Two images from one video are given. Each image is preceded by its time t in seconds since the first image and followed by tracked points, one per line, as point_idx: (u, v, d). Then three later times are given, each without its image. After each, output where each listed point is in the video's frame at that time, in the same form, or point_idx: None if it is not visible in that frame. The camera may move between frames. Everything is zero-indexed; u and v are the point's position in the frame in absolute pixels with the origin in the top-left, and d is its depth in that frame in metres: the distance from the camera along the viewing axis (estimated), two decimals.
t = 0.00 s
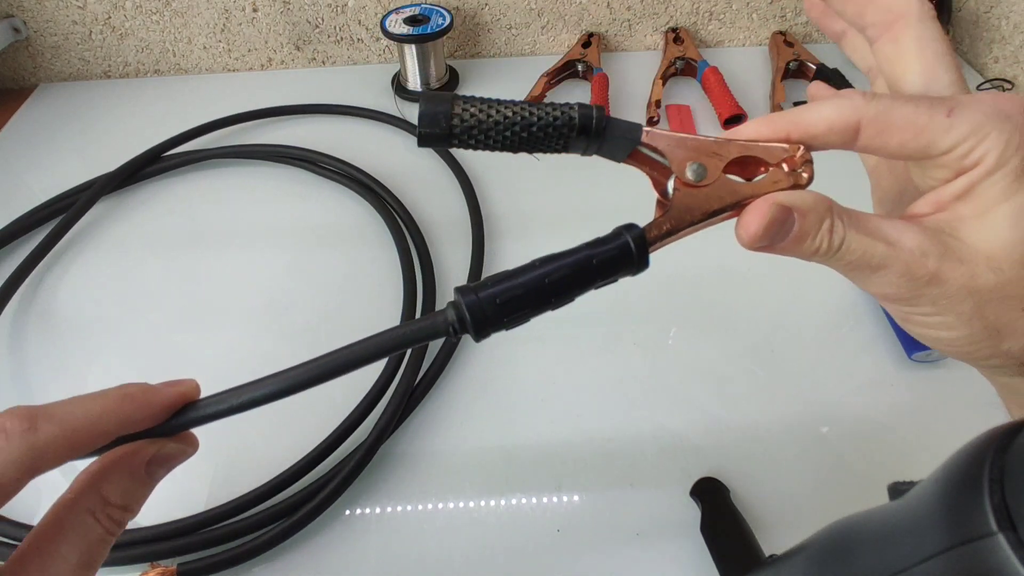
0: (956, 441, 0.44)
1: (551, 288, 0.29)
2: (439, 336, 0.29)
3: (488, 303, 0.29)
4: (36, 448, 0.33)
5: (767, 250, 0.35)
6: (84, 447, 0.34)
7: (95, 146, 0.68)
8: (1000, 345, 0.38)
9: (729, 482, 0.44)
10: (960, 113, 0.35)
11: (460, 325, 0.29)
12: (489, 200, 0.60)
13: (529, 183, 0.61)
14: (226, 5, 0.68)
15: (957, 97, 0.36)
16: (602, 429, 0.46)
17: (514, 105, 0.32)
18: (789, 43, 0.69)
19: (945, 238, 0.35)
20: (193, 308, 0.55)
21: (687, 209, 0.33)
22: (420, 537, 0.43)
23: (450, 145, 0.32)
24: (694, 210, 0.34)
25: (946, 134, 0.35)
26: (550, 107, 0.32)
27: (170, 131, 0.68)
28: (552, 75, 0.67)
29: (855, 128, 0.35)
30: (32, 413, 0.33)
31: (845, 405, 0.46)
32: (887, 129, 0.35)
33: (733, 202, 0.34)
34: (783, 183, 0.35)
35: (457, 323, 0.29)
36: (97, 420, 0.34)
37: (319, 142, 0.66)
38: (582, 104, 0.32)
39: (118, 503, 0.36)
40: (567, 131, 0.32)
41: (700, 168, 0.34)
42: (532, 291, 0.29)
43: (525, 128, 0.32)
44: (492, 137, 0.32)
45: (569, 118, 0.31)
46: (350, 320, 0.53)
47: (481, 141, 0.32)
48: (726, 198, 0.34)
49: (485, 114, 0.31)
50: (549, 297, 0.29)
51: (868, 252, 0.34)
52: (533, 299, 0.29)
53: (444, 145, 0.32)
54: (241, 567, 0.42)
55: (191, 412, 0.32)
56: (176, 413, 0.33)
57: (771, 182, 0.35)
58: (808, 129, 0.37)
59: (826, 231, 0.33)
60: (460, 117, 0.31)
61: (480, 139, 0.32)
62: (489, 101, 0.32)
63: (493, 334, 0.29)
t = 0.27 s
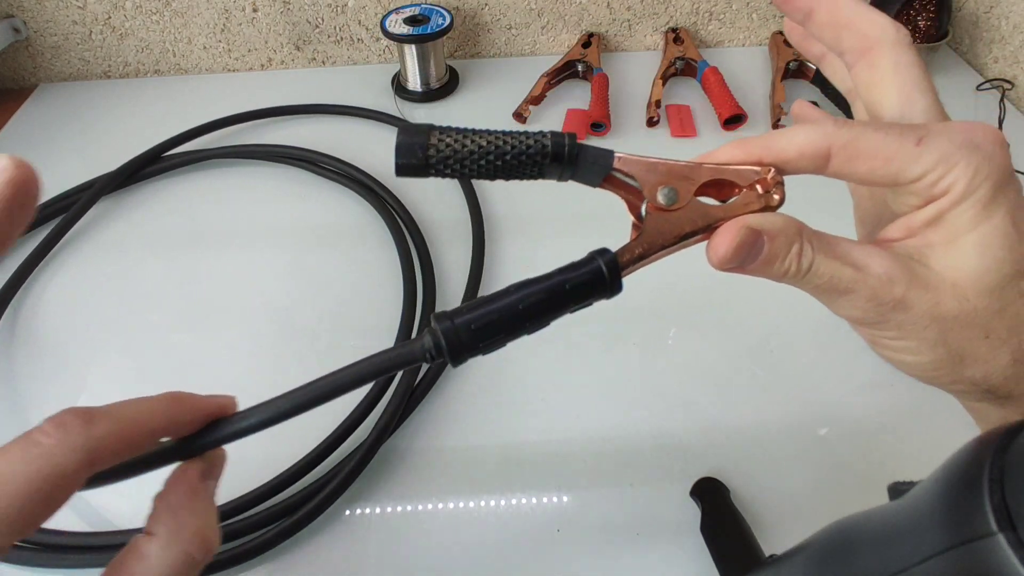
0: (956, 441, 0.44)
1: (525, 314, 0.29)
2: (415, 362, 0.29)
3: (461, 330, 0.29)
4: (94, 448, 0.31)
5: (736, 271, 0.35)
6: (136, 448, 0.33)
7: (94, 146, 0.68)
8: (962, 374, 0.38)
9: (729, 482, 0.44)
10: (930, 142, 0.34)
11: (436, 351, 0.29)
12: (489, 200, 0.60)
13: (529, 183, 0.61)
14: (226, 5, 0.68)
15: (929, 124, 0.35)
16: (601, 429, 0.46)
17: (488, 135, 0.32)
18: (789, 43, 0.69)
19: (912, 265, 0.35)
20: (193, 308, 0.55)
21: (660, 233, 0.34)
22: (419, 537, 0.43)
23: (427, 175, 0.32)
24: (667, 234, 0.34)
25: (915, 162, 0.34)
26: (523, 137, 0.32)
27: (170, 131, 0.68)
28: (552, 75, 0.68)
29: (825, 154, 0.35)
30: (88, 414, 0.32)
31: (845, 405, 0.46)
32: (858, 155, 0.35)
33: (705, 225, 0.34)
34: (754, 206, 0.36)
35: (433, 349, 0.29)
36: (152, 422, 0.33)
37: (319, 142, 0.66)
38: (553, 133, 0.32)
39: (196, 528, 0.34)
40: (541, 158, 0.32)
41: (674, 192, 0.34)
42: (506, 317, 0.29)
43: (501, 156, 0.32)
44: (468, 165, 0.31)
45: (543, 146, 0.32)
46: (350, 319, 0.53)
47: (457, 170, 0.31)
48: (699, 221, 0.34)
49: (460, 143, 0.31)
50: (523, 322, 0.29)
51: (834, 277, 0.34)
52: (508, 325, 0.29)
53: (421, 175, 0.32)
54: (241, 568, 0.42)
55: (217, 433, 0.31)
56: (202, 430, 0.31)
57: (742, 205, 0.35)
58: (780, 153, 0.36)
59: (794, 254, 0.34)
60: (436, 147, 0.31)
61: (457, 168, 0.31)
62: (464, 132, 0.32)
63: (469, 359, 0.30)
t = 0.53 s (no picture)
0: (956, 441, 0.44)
1: (481, 359, 0.31)
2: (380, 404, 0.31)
3: (421, 373, 0.30)
4: (179, 449, 0.31)
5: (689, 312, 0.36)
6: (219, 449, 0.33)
7: (94, 146, 0.68)
8: (915, 413, 0.38)
9: (729, 482, 0.44)
10: (873, 187, 0.34)
11: (398, 394, 0.31)
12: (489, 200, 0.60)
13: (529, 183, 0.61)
14: (226, 5, 0.68)
15: (873, 168, 0.35)
16: (600, 429, 0.46)
17: (448, 183, 0.32)
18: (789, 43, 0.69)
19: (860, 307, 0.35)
20: (193, 308, 0.55)
21: (611, 278, 0.34)
22: (419, 538, 0.43)
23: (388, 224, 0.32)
24: (618, 279, 0.34)
25: (857, 207, 0.34)
26: (481, 184, 0.32)
27: (170, 132, 0.68)
28: (552, 76, 0.68)
29: (772, 197, 0.36)
30: (173, 414, 0.31)
31: (845, 405, 0.46)
32: (802, 199, 0.35)
33: (658, 270, 0.35)
34: (705, 250, 0.36)
35: (395, 393, 0.31)
36: (232, 423, 0.33)
37: (319, 142, 0.66)
38: (510, 180, 0.33)
39: (242, 530, 0.35)
40: (498, 207, 0.32)
41: (626, 238, 0.35)
42: (463, 362, 0.31)
43: (459, 205, 0.32)
44: (429, 215, 0.32)
45: (500, 195, 0.32)
46: (350, 320, 0.53)
47: (418, 219, 0.32)
48: (650, 267, 0.35)
49: (420, 193, 0.32)
50: (480, 367, 0.31)
51: (784, 319, 0.35)
52: (465, 370, 0.31)
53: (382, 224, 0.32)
54: (241, 567, 0.42)
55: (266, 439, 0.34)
56: (271, 433, 0.34)
57: (694, 249, 0.36)
58: (728, 197, 0.37)
59: (745, 297, 0.34)
60: (395, 198, 0.31)
61: (417, 217, 0.32)
62: (424, 181, 0.32)
63: (430, 400, 0.32)
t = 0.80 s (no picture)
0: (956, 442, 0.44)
1: (461, 385, 0.31)
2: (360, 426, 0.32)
3: (401, 398, 0.31)
4: (167, 447, 0.32)
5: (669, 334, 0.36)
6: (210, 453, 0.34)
7: (94, 146, 0.68)
8: (914, 419, 0.38)
9: (729, 482, 0.44)
10: (845, 201, 0.34)
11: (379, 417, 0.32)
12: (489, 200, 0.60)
13: (529, 183, 0.61)
14: (226, 5, 0.68)
15: (847, 181, 0.35)
16: (600, 430, 0.46)
17: (432, 205, 0.32)
18: (789, 43, 0.69)
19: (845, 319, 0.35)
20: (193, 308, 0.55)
21: (593, 308, 0.35)
22: (419, 538, 0.43)
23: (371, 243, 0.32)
24: (600, 308, 0.35)
25: (830, 221, 0.34)
26: (466, 206, 0.32)
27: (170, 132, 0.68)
28: (552, 76, 0.68)
29: (746, 215, 0.36)
30: (170, 413, 0.32)
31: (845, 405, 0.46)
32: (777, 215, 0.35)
33: (637, 299, 0.36)
34: (686, 278, 0.37)
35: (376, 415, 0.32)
36: (229, 430, 0.34)
37: (320, 142, 0.66)
38: (496, 202, 0.33)
39: (204, 544, 0.34)
40: (482, 229, 0.32)
41: (609, 268, 0.36)
42: (443, 386, 0.31)
43: (444, 228, 0.32)
44: (412, 235, 0.31)
45: (484, 218, 0.32)
46: (350, 320, 0.53)
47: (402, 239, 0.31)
48: (631, 295, 0.36)
49: (403, 215, 0.31)
50: (459, 391, 0.32)
51: (767, 337, 0.35)
52: (445, 394, 0.31)
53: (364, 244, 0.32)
54: (241, 568, 0.42)
55: (260, 449, 0.34)
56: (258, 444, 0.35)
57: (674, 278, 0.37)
58: (704, 217, 0.38)
59: (725, 322, 0.34)
60: (378, 219, 0.31)
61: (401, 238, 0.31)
62: (408, 202, 0.32)
63: (411, 422, 0.32)
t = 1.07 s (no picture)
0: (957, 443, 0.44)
1: (454, 388, 0.31)
2: (357, 443, 0.32)
3: (395, 408, 0.30)
4: (192, 441, 0.35)
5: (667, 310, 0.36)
6: (230, 457, 0.37)
7: (94, 146, 0.68)
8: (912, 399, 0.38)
9: (730, 483, 0.44)
10: (833, 172, 0.35)
11: (375, 431, 0.31)
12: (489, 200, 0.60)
13: (529, 183, 0.61)
14: (226, 5, 0.68)
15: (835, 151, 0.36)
16: (600, 430, 0.46)
17: (403, 212, 0.33)
18: (789, 43, 0.69)
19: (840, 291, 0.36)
20: (193, 308, 0.55)
21: (582, 289, 0.34)
22: (418, 538, 0.43)
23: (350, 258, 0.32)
24: (589, 288, 0.34)
25: (819, 193, 0.35)
26: (438, 208, 0.33)
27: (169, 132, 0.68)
28: (552, 76, 0.67)
29: (731, 191, 0.36)
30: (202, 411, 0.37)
31: (845, 405, 0.46)
32: (762, 190, 0.35)
33: (625, 275, 0.35)
34: (678, 247, 0.36)
35: (372, 430, 0.31)
36: (256, 434, 0.37)
37: (320, 143, 0.66)
38: (467, 200, 0.34)
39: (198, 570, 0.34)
40: (457, 228, 0.33)
41: (591, 247, 0.35)
42: (436, 393, 0.31)
43: (419, 231, 0.33)
44: (387, 244, 0.32)
45: (457, 216, 0.33)
46: (350, 320, 0.53)
47: (378, 249, 0.32)
48: (619, 272, 0.35)
49: (376, 224, 0.32)
50: (454, 395, 0.31)
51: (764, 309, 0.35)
52: (439, 400, 0.31)
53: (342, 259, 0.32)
54: (242, 568, 0.42)
55: (261, 475, 0.35)
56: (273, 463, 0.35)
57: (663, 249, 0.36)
58: (686, 191, 0.37)
59: (721, 293, 0.35)
60: (352, 232, 0.32)
61: (378, 248, 0.32)
62: (378, 211, 0.33)
63: (410, 433, 0.32)
